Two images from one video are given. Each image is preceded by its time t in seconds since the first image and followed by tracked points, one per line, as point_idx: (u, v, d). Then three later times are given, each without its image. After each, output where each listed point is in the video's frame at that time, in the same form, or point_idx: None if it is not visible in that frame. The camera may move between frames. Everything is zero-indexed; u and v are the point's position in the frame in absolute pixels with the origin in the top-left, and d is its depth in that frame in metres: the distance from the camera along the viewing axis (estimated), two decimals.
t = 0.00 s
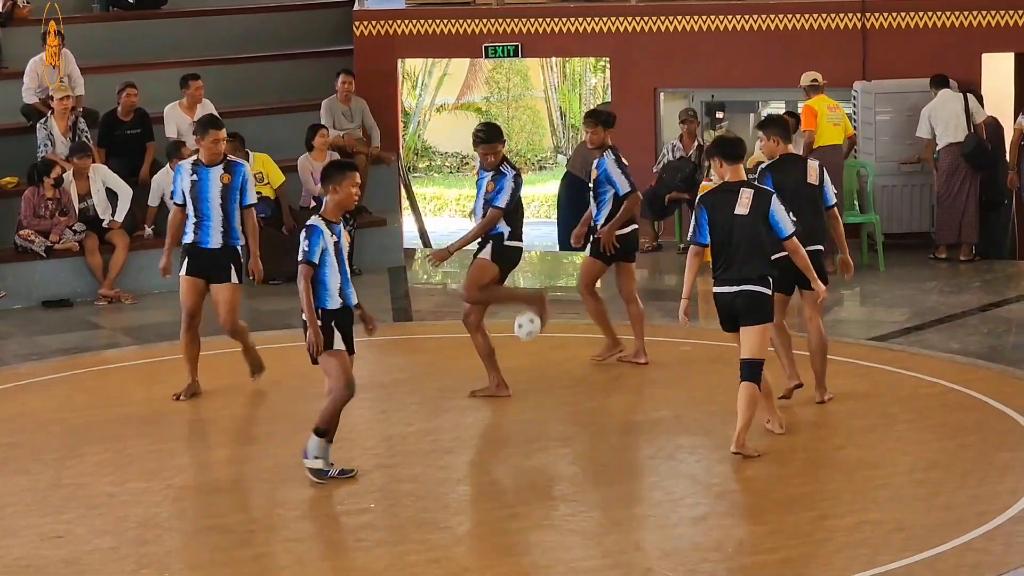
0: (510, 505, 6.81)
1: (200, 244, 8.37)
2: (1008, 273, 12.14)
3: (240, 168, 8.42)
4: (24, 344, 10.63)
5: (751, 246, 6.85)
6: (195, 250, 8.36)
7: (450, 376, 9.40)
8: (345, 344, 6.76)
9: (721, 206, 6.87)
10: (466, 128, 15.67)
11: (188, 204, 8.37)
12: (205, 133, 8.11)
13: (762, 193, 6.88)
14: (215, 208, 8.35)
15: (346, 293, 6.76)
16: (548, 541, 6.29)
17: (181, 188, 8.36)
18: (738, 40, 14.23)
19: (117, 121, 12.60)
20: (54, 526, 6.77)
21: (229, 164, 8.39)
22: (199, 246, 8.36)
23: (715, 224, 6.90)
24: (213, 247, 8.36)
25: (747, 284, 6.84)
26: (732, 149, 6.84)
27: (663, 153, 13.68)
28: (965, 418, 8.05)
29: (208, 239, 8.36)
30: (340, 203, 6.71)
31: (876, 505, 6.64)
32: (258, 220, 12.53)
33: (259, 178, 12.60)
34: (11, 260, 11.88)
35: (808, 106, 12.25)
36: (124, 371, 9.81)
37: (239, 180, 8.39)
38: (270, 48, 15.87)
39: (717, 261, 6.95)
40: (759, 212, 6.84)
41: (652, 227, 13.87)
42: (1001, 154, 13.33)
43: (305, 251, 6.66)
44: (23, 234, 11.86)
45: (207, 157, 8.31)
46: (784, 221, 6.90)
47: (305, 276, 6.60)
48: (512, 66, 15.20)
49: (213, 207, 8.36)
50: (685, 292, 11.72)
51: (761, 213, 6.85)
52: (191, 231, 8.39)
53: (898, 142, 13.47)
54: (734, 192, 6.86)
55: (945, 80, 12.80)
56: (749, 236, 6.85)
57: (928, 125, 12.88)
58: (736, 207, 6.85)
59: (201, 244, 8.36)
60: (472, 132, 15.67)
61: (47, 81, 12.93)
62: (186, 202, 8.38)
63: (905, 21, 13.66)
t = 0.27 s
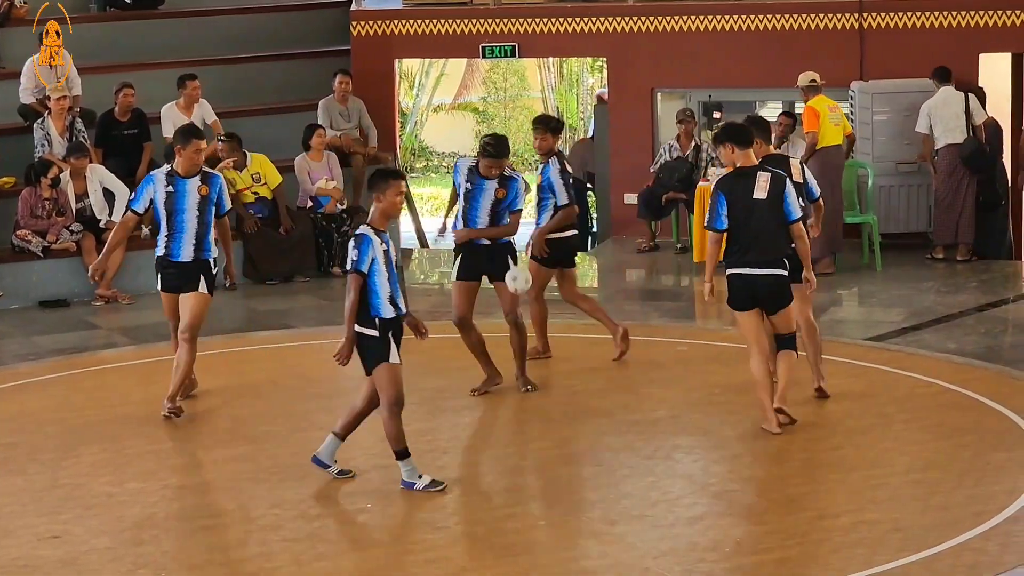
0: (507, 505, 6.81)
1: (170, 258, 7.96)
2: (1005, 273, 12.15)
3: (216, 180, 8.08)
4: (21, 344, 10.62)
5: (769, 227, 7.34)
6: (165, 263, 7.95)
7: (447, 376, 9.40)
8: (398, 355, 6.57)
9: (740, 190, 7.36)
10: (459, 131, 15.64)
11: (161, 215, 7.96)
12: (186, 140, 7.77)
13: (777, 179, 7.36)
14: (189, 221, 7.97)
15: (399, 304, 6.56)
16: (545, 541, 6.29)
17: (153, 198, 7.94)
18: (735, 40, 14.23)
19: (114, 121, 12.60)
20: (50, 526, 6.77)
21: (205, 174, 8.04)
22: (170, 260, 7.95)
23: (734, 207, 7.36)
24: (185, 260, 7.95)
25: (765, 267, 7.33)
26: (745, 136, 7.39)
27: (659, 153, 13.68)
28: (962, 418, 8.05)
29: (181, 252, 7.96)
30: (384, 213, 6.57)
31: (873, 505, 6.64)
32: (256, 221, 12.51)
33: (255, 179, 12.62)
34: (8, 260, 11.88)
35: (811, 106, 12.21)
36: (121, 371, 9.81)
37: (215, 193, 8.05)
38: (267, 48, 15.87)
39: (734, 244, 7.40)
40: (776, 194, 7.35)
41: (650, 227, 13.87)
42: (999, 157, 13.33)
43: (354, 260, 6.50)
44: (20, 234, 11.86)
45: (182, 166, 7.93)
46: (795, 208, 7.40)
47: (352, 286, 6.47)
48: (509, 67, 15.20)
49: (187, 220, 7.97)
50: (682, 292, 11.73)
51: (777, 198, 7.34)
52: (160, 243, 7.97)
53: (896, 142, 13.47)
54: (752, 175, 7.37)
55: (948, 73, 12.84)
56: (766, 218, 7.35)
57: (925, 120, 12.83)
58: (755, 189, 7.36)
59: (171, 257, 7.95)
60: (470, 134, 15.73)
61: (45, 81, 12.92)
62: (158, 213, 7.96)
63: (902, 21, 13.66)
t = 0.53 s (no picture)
0: (504, 505, 6.81)
1: (158, 261, 7.84)
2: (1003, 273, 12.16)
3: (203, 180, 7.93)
4: (19, 344, 10.62)
5: (777, 224, 7.44)
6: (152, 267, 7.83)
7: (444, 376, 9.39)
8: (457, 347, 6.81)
9: (751, 189, 7.42)
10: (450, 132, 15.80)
11: (148, 218, 7.85)
12: (177, 142, 7.67)
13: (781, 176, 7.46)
14: (176, 224, 7.85)
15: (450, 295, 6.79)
16: (541, 541, 6.29)
17: (141, 200, 7.85)
18: (732, 40, 14.24)
19: (112, 121, 12.59)
20: (47, 527, 6.76)
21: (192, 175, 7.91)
22: (157, 263, 7.83)
23: (747, 206, 7.42)
24: (176, 264, 7.84)
25: (776, 264, 7.42)
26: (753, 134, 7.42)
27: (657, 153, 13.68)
28: (959, 418, 8.05)
29: (169, 255, 7.83)
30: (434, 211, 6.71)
31: (871, 505, 6.64)
32: (253, 220, 12.58)
33: (253, 180, 12.60)
34: (5, 260, 11.87)
35: (814, 108, 12.16)
36: (118, 371, 9.80)
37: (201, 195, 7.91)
38: (265, 48, 15.86)
39: (744, 242, 7.46)
40: (786, 192, 7.45)
41: (647, 227, 13.87)
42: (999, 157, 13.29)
43: (432, 257, 6.58)
44: (18, 234, 11.85)
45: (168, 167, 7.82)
46: (799, 208, 7.51)
47: (434, 284, 6.58)
48: (507, 67, 15.28)
49: (176, 221, 7.85)
50: (679, 292, 11.73)
51: (786, 196, 7.46)
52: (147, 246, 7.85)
53: (894, 143, 13.45)
54: (762, 173, 7.43)
55: (951, 70, 12.76)
56: (778, 216, 7.45)
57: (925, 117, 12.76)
58: (766, 188, 7.41)
59: (158, 261, 7.83)
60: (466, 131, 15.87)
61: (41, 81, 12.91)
62: (146, 216, 7.86)
63: (899, 21, 13.66)
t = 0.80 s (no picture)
0: (503, 505, 6.81)
1: (167, 275, 7.48)
2: (1001, 273, 12.17)
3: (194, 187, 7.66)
4: (18, 344, 10.62)
5: (780, 207, 7.98)
6: (161, 281, 7.46)
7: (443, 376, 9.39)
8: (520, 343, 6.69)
9: (755, 174, 7.91)
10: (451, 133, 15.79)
11: (150, 231, 7.49)
12: (170, 151, 7.38)
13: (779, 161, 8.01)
14: (178, 233, 7.54)
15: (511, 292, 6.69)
16: (540, 541, 6.30)
17: (139, 214, 7.48)
18: (731, 40, 14.24)
19: (110, 122, 12.59)
20: (46, 527, 6.76)
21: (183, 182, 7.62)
22: (166, 278, 7.48)
23: (753, 190, 7.91)
24: (183, 275, 7.52)
25: (781, 247, 7.98)
26: (750, 123, 7.96)
27: (656, 153, 13.70)
28: (958, 418, 8.06)
29: (178, 267, 7.51)
30: (486, 205, 6.67)
31: (870, 505, 6.64)
32: (252, 220, 12.62)
33: (252, 180, 12.60)
34: (4, 261, 11.87)
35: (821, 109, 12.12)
36: (116, 371, 9.80)
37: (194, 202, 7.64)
38: (264, 48, 15.86)
39: (746, 224, 7.94)
40: (784, 176, 8.00)
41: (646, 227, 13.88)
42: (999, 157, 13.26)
43: (501, 248, 6.51)
44: (17, 235, 11.85)
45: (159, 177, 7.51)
46: (796, 190, 8.09)
47: (508, 274, 6.46)
48: (506, 67, 15.33)
49: (178, 232, 7.54)
50: (678, 292, 11.74)
51: (785, 180, 8.01)
52: (153, 260, 7.47)
53: (894, 143, 13.44)
54: (763, 159, 7.93)
55: (954, 70, 12.78)
56: (778, 200, 7.98)
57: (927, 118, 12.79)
58: (768, 173, 7.93)
59: (167, 275, 7.48)
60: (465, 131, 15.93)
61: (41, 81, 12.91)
62: (147, 230, 7.50)
63: (898, 21, 13.67)
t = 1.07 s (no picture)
0: (501, 505, 6.82)
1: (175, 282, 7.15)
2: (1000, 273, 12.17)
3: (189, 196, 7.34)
4: (17, 345, 10.60)
5: (769, 205, 8.12)
6: (169, 289, 7.12)
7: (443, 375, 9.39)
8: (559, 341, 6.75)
9: (743, 174, 8.07)
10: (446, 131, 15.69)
11: (154, 240, 7.13)
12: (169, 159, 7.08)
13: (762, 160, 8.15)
14: (182, 241, 7.20)
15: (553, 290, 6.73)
16: (539, 541, 6.29)
17: (142, 222, 7.11)
18: (729, 40, 14.25)
19: (109, 122, 12.59)
20: (45, 527, 6.76)
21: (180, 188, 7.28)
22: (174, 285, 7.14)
23: (741, 190, 8.06)
24: (190, 282, 7.20)
25: (770, 243, 8.12)
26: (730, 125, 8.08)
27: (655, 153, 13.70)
28: (956, 418, 8.07)
29: (185, 275, 7.18)
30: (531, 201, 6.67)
31: (869, 505, 6.65)
32: (251, 220, 12.60)
33: (252, 179, 12.59)
34: (3, 261, 11.83)
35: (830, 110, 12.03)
36: (115, 372, 9.79)
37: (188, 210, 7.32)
38: (263, 48, 15.86)
39: (737, 224, 8.10)
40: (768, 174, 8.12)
41: (645, 227, 13.87)
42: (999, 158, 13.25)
43: (543, 246, 6.53)
44: (15, 235, 11.82)
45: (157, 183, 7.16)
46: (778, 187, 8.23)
47: (543, 273, 6.50)
48: (505, 67, 15.31)
49: (182, 238, 7.20)
50: (677, 292, 11.74)
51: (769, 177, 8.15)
52: (159, 267, 7.12)
53: (889, 143, 13.53)
54: (749, 159, 8.06)
55: (954, 69, 12.83)
56: (767, 197, 8.13)
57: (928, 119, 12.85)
58: (755, 172, 8.06)
59: (175, 282, 7.14)
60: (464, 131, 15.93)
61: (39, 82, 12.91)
62: (151, 237, 7.14)
63: (896, 21, 13.67)
